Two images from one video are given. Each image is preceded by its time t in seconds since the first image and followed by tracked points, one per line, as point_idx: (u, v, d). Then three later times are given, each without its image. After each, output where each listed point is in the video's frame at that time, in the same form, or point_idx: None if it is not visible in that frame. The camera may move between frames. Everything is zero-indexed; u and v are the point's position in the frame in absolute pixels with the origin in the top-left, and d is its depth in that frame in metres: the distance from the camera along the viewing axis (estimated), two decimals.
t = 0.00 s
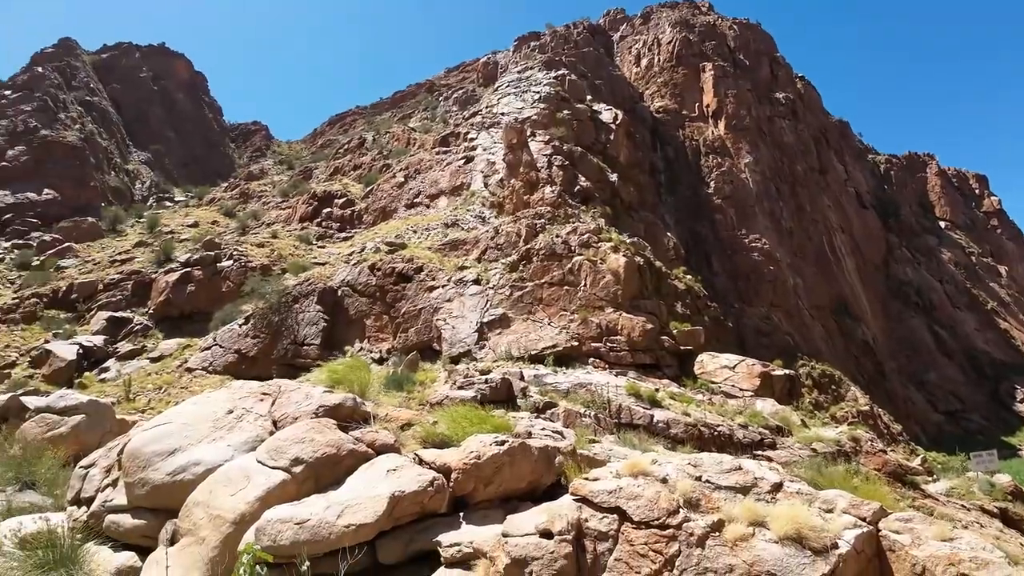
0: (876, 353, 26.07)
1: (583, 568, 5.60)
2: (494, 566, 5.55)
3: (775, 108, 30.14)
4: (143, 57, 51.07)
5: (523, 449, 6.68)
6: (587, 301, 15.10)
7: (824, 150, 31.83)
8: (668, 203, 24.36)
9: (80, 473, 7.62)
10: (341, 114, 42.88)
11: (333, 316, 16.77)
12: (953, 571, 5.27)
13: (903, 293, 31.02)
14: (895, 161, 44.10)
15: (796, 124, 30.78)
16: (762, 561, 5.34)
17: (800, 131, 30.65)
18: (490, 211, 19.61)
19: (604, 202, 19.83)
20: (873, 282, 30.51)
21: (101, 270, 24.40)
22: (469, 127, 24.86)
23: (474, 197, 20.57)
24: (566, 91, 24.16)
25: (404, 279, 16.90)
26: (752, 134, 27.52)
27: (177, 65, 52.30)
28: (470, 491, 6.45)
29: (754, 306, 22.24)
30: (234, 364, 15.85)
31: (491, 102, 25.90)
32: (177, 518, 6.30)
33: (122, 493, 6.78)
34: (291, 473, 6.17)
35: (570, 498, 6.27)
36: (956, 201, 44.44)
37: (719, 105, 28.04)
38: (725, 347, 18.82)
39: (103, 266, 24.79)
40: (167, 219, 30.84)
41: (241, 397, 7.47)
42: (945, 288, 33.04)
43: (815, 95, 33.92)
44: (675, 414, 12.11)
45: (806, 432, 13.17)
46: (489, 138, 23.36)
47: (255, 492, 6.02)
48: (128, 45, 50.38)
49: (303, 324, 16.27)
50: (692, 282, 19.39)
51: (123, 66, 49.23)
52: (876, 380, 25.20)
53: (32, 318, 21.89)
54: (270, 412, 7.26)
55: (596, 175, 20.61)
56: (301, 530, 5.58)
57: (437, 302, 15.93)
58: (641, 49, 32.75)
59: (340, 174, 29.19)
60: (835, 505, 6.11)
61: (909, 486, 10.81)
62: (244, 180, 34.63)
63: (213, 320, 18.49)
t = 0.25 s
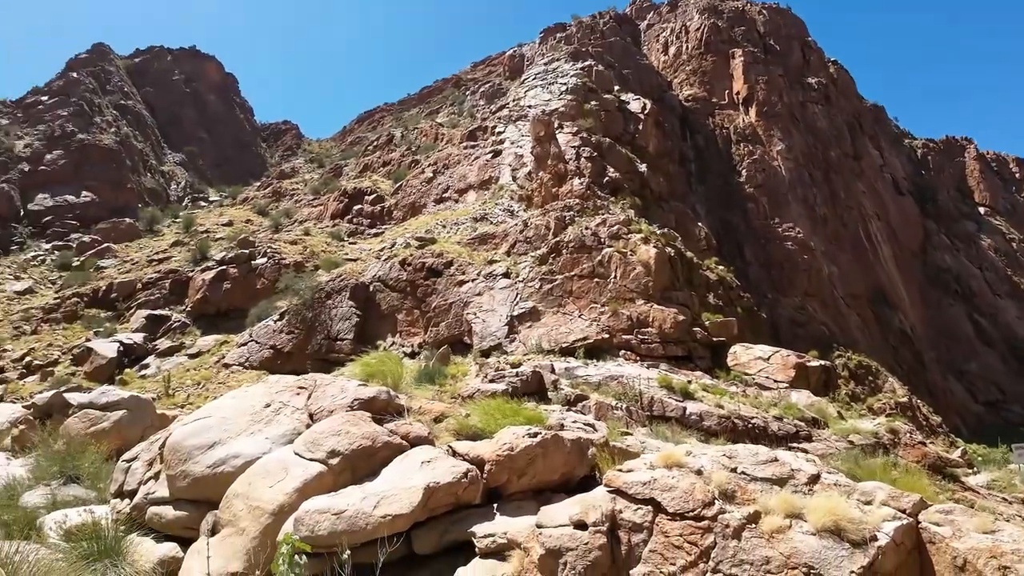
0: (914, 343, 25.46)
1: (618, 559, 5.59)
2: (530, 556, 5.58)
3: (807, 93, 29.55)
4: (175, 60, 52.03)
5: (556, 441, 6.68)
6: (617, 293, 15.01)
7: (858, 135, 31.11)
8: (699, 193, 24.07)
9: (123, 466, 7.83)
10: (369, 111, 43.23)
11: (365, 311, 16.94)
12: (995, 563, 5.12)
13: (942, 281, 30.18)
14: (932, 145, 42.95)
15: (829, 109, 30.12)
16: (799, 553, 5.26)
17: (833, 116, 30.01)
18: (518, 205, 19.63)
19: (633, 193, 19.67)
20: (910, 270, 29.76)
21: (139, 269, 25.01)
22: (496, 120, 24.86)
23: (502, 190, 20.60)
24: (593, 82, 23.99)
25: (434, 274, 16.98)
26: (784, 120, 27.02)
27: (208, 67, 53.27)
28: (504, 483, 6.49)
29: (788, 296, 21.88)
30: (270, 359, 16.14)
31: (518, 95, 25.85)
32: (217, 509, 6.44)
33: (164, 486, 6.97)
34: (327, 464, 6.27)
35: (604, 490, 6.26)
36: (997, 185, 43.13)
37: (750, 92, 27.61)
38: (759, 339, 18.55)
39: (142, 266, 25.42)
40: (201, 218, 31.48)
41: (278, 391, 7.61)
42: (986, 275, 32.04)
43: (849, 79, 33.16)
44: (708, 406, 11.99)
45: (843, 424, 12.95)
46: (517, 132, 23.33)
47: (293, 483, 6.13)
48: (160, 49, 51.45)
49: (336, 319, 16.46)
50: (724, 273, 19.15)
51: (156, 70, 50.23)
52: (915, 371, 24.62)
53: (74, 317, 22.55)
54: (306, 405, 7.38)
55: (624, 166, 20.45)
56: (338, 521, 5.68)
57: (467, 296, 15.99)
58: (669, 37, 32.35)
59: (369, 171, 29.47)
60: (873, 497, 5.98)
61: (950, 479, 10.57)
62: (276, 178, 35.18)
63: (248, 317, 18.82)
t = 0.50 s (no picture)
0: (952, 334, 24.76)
1: (650, 552, 5.56)
2: (562, 549, 5.60)
3: (839, 79, 28.92)
4: (205, 62, 52.91)
5: (587, 435, 6.67)
6: (646, 286, 14.88)
7: (892, 122, 30.36)
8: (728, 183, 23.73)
9: (162, 460, 8.00)
10: (396, 108, 43.50)
11: (395, 306, 17.04)
12: None
13: (978, 269, 29.16)
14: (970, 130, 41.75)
15: (862, 95, 29.45)
16: (835, 548, 5.17)
17: (866, 102, 29.34)
18: (546, 198, 19.61)
19: (661, 184, 19.49)
20: (947, 259, 28.95)
21: (174, 268, 25.55)
22: (522, 114, 24.82)
23: (529, 184, 20.59)
24: (619, 73, 23.78)
25: (463, 269, 17.03)
26: (816, 108, 26.48)
27: (238, 68, 54.09)
28: (535, 476, 6.50)
29: (821, 287, 21.46)
30: (302, 354, 16.38)
31: (543, 88, 25.76)
32: (253, 501, 6.55)
33: (202, 479, 7.12)
34: (360, 457, 6.35)
35: (636, 483, 6.22)
36: None
37: (780, 80, 27.16)
38: (791, 330, 18.27)
39: (177, 265, 25.96)
40: (234, 217, 32.02)
41: (311, 385, 7.72)
42: None
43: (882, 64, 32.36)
44: (740, 400, 11.85)
45: (878, 417, 12.70)
46: (543, 125, 23.25)
47: (327, 476, 6.21)
48: (191, 51, 52.36)
49: (366, 314, 16.60)
50: (755, 264, 18.88)
51: (187, 72, 51.15)
52: (952, 363, 23.97)
53: (112, 316, 23.15)
54: (339, 399, 7.46)
55: (652, 157, 20.26)
56: (372, 513, 5.75)
57: (496, 290, 16.00)
58: (696, 25, 31.92)
59: (397, 167, 29.66)
60: (910, 491, 5.85)
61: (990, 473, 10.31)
62: (305, 176, 35.62)
63: (281, 313, 19.10)
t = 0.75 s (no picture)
0: (988, 326, 24.13)
1: (680, 545, 5.51)
2: (592, 542, 5.59)
3: (870, 66, 28.31)
4: (233, 62, 53.67)
5: (616, 429, 6.64)
6: (674, 279, 14.73)
7: (925, 109, 29.62)
8: (757, 173, 23.33)
9: (197, 453, 8.17)
10: (421, 104, 43.68)
11: (422, 301, 17.12)
12: None
13: (1016, 260, 28.42)
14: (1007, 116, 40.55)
15: (894, 83, 28.79)
16: (869, 543, 5.09)
17: (898, 90, 28.69)
18: (572, 191, 19.56)
19: (688, 175, 19.27)
20: (983, 249, 28.19)
21: (206, 265, 26.01)
22: (547, 107, 24.75)
23: (555, 177, 20.53)
24: (645, 64, 23.55)
25: (489, 263, 17.06)
26: (846, 96, 25.97)
27: (265, 67, 54.79)
28: (563, 469, 6.50)
29: (853, 278, 21.06)
30: (332, 349, 16.57)
31: (568, 81, 25.65)
32: (286, 493, 6.65)
33: (236, 471, 7.25)
34: (390, 450, 6.40)
35: (666, 477, 6.16)
36: None
37: (809, 67, 26.69)
38: (823, 323, 17.96)
39: (209, 262, 26.44)
40: (264, 215, 32.49)
41: (342, 379, 7.80)
42: None
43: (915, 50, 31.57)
44: (771, 394, 11.70)
45: (912, 411, 12.44)
46: (568, 118, 23.14)
47: (358, 468, 6.27)
48: (219, 52, 53.15)
49: (395, 309, 16.70)
50: (785, 255, 18.59)
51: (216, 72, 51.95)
52: (988, 356, 23.36)
53: (146, 313, 23.69)
54: (369, 393, 7.53)
55: (679, 149, 20.04)
56: (402, 505, 5.79)
57: (522, 284, 15.98)
58: (722, 14, 31.46)
59: (422, 163, 29.81)
60: (947, 486, 5.72)
61: None
62: (332, 174, 35.97)
63: (311, 309, 19.33)
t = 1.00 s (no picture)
0: None
1: (709, 540, 5.45)
2: (619, 536, 5.57)
3: (901, 53, 27.67)
4: (260, 61, 54.33)
5: (644, 423, 6.61)
6: (701, 272, 14.57)
7: (959, 96, 28.83)
8: (785, 163, 22.90)
9: (228, 445, 8.30)
10: (445, 99, 43.81)
11: (448, 295, 17.18)
12: None
13: None
14: None
15: (925, 70, 28.12)
16: (902, 539, 4.99)
17: (931, 77, 28.03)
18: (597, 184, 19.46)
19: (715, 167, 19.04)
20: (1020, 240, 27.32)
21: (235, 262, 26.41)
22: (571, 100, 24.63)
23: (580, 171, 20.44)
24: (670, 55, 23.29)
25: (514, 257, 17.04)
26: (877, 84, 25.46)
27: (291, 66, 55.37)
28: (590, 463, 6.48)
29: (885, 270, 20.64)
30: (360, 344, 16.72)
31: (592, 73, 25.48)
32: (315, 485, 6.73)
33: (266, 463, 7.37)
34: (418, 443, 6.44)
35: (694, 471, 6.10)
36: None
37: (838, 55, 26.27)
38: (853, 316, 17.63)
39: (238, 258, 26.85)
40: (291, 212, 32.89)
41: (370, 373, 7.86)
42: None
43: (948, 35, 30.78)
44: (800, 387, 11.53)
45: (946, 406, 12.20)
46: (593, 111, 23.01)
47: (387, 461, 6.32)
48: (246, 51, 53.83)
49: (420, 304, 16.79)
50: (814, 247, 18.28)
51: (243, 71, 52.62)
52: None
53: (178, 309, 24.15)
54: (396, 386, 7.58)
55: (705, 140, 19.80)
56: (430, 497, 5.82)
57: (548, 278, 15.95)
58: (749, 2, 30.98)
59: (447, 158, 29.89)
60: (982, 481, 5.58)
61: None
62: (358, 170, 36.26)
63: (338, 304, 19.53)
